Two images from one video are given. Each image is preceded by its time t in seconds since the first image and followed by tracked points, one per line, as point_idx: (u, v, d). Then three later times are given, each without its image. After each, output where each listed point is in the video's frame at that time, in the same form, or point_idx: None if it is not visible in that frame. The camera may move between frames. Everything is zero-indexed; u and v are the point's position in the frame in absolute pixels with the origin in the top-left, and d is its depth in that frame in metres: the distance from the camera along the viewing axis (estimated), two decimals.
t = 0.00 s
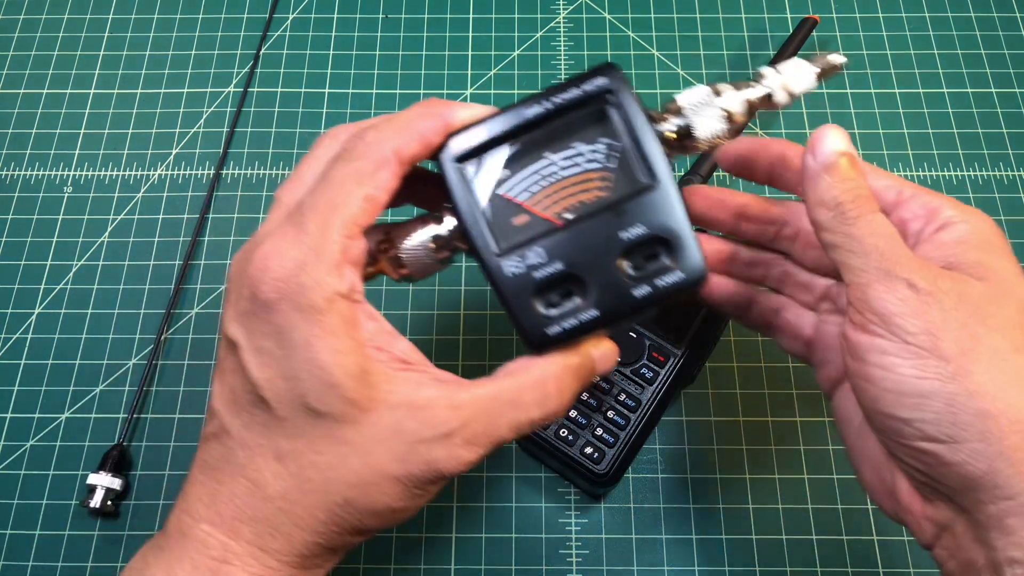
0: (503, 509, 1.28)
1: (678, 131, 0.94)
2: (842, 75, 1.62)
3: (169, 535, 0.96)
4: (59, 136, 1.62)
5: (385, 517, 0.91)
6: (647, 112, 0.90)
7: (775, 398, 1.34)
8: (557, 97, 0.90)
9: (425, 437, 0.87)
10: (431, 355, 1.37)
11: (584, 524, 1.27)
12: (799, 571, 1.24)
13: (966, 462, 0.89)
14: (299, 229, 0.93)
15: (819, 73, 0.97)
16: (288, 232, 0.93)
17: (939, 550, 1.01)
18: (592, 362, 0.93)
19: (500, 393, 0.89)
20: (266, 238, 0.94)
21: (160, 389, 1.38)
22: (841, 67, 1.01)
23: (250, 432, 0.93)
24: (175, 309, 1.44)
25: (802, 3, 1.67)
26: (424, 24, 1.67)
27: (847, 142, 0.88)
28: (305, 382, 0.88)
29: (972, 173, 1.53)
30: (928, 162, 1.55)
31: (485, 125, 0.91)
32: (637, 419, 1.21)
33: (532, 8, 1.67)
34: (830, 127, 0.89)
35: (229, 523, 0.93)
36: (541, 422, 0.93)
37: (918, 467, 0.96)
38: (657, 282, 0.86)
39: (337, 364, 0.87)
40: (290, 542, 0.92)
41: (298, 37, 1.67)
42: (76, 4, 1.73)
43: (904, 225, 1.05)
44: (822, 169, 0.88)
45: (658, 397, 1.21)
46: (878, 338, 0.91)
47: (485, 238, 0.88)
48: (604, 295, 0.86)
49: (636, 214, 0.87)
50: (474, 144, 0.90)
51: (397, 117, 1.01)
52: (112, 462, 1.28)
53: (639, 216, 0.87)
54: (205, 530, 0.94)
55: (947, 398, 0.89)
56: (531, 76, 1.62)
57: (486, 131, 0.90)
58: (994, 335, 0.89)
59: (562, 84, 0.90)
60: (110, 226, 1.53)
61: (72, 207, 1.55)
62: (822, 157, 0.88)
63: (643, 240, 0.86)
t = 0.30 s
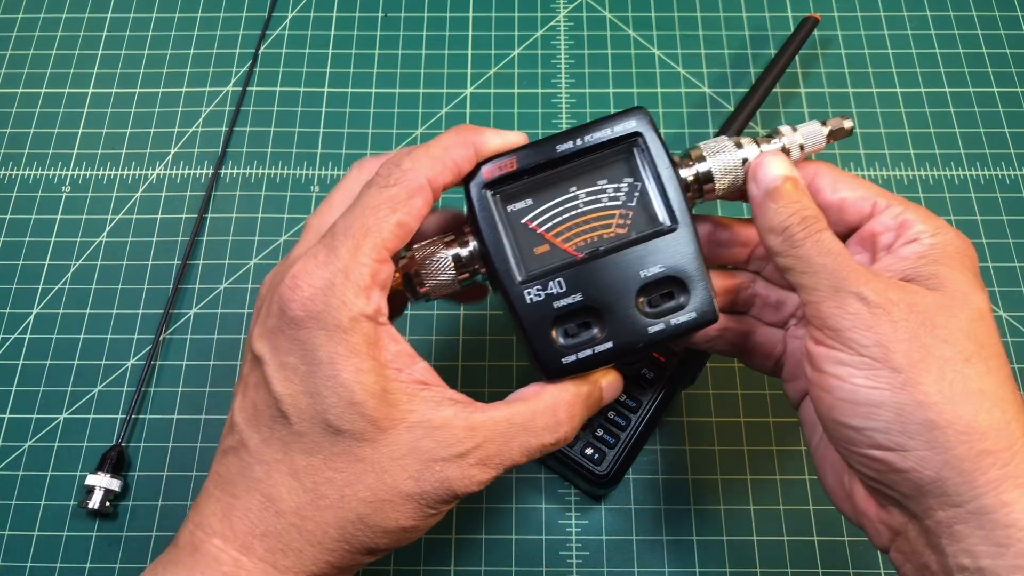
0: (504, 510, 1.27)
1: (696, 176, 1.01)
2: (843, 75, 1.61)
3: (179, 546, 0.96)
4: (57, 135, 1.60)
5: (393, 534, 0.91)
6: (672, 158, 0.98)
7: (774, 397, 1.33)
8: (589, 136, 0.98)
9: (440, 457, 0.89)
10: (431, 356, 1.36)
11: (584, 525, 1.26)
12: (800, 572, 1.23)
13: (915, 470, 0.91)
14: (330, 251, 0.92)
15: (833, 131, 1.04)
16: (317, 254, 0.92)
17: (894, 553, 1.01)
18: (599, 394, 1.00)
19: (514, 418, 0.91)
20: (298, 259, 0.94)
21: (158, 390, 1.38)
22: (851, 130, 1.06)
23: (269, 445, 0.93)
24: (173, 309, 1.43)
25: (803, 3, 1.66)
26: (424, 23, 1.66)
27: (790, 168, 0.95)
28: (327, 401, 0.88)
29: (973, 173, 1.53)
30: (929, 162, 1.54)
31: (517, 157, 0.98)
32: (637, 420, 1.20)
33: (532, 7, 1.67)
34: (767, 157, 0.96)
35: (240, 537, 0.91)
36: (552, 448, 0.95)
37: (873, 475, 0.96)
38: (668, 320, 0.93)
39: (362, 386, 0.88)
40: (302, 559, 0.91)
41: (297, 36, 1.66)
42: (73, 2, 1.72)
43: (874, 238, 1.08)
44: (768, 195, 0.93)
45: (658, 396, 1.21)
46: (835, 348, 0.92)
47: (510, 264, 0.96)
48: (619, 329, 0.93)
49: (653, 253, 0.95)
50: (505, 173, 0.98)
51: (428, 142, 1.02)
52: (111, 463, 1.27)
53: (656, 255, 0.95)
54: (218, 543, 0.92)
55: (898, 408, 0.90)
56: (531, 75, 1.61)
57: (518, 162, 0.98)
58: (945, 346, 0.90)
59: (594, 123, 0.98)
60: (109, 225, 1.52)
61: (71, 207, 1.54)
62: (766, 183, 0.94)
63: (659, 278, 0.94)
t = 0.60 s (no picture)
0: (504, 510, 1.27)
1: (689, 184, 1.01)
2: (843, 75, 1.61)
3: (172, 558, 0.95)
4: (57, 136, 1.60)
5: (384, 541, 0.90)
6: (664, 164, 1.00)
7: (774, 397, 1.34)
8: (583, 141, 1.00)
9: (429, 460, 0.88)
10: (430, 357, 1.36)
11: (584, 525, 1.26)
12: (801, 572, 1.23)
13: (909, 470, 0.90)
14: (313, 260, 0.96)
15: (820, 145, 1.07)
16: (302, 266, 0.97)
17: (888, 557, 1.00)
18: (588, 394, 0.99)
19: (502, 419, 0.91)
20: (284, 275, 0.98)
21: (159, 390, 1.37)
22: (837, 147, 1.10)
23: (257, 454, 0.93)
24: (173, 309, 1.43)
25: (803, 3, 1.66)
26: (424, 23, 1.66)
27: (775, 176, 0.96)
28: (312, 405, 0.90)
29: (973, 173, 1.53)
30: (929, 162, 1.54)
31: (512, 158, 0.99)
32: (638, 419, 1.20)
33: (532, 7, 1.66)
34: (755, 166, 0.97)
35: (229, 548, 0.91)
36: (540, 450, 0.94)
37: (866, 476, 0.95)
38: (660, 321, 0.93)
39: (345, 384, 0.89)
40: (291, 568, 0.89)
41: (297, 36, 1.66)
42: (72, 2, 1.72)
43: (866, 244, 1.09)
44: (755, 203, 0.95)
45: (658, 397, 1.21)
46: (826, 349, 0.92)
47: (504, 263, 0.96)
48: (611, 330, 0.93)
49: (644, 256, 0.96)
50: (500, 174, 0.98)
51: (403, 163, 1.09)
52: (111, 464, 1.27)
53: (647, 258, 0.96)
54: (206, 556, 0.92)
55: (891, 408, 0.89)
56: (531, 75, 1.61)
57: (513, 164, 0.99)
58: (936, 346, 0.91)
59: (587, 129, 1.00)
60: (109, 225, 1.52)
61: (70, 207, 1.54)
62: (753, 193, 0.95)
63: (651, 280, 0.95)
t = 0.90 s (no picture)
0: (503, 510, 1.27)
1: (696, 200, 1.02)
2: (843, 75, 1.62)
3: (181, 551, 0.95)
4: (57, 136, 1.61)
5: (391, 534, 0.90)
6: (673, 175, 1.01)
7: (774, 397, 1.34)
8: (595, 153, 1.01)
9: (437, 454, 0.88)
10: (431, 356, 1.36)
11: (584, 525, 1.27)
12: (800, 572, 1.23)
13: (914, 466, 0.90)
14: (333, 259, 0.98)
15: (823, 163, 1.07)
16: (323, 264, 0.98)
17: (895, 557, 1.00)
18: (601, 395, 0.96)
19: (511, 415, 0.91)
20: (302, 271, 0.99)
21: (159, 390, 1.38)
22: (837, 165, 1.09)
23: (270, 444, 0.93)
24: (174, 309, 1.43)
25: (803, 3, 1.66)
26: (424, 24, 1.66)
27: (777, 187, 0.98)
28: (325, 396, 0.91)
29: (973, 172, 1.53)
30: (929, 162, 1.54)
31: (527, 168, 1.01)
32: (637, 419, 1.20)
33: (531, 8, 1.67)
34: (756, 177, 1.00)
35: (240, 538, 0.91)
36: (547, 450, 0.93)
37: (871, 474, 0.95)
38: (672, 320, 0.92)
39: (357, 377, 0.91)
40: (299, 558, 0.89)
41: (297, 36, 1.66)
42: (73, 2, 1.72)
43: (868, 252, 1.10)
44: (758, 213, 0.97)
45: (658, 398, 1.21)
46: (829, 348, 0.93)
47: (517, 265, 0.96)
48: (624, 330, 0.92)
49: (656, 259, 0.96)
50: (514, 183, 1.00)
51: (427, 180, 1.11)
52: (112, 464, 1.27)
53: (659, 261, 0.96)
54: (218, 546, 0.92)
55: (893, 404, 0.90)
56: (531, 76, 1.61)
57: (527, 173, 1.00)
58: (937, 343, 0.91)
59: (600, 142, 1.02)
60: (109, 225, 1.52)
61: (71, 207, 1.54)
62: (755, 203, 0.98)
63: (661, 284, 0.95)
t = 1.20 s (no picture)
0: (504, 510, 1.28)
1: (683, 210, 1.04)
2: (843, 75, 1.62)
3: (173, 555, 0.95)
4: (57, 136, 1.61)
5: (380, 540, 0.90)
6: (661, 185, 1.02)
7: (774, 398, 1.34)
8: (583, 163, 1.02)
9: (426, 461, 0.88)
10: (430, 357, 1.36)
11: (584, 525, 1.27)
12: (800, 571, 1.24)
13: (900, 470, 0.90)
14: (324, 266, 0.98)
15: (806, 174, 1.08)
16: (315, 271, 0.98)
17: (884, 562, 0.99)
18: (592, 401, 0.95)
19: (500, 420, 0.91)
20: (294, 279, 0.99)
21: (159, 390, 1.38)
22: (820, 177, 1.10)
23: (262, 452, 0.93)
24: (174, 309, 1.43)
25: (803, 3, 1.66)
26: (424, 24, 1.66)
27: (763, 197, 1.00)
28: (316, 403, 0.91)
29: (973, 173, 1.53)
30: (929, 162, 1.54)
31: (516, 176, 1.01)
32: (637, 420, 1.20)
33: (531, 8, 1.67)
34: (745, 186, 1.01)
35: (231, 544, 0.91)
36: (537, 456, 0.93)
37: (858, 479, 0.95)
38: (662, 326, 0.92)
39: (348, 384, 0.91)
40: (289, 563, 0.89)
41: (298, 36, 1.66)
42: (73, 2, 1.72)
43: (854, 260, 1.10)
44: (744, 221, 0.98)
45: (658, 399, 1.21)
46: (814, 355, 0.93)
47: (508, 272, 0.96)
48: (613, 336, 0.93)
49: (645, 266, 0.97)
50: (504, 192, 1.00)
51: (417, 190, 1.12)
52: (112, 463, 1.27)
53: (648, 268, 0.97)
54: (208, 553, 0.92)
55: (878, 409, 0.89)
56: (532, 76, 1.61)
57: (517, 182, 1.01)
58: (920, 348, 0.91)
59: (588, 152, 1.03)
60: (109, 225, 1.52)
61: (71, 207, 1.54)
62: (742, 212, 0.99)
63: (650, 291, 0.95)
